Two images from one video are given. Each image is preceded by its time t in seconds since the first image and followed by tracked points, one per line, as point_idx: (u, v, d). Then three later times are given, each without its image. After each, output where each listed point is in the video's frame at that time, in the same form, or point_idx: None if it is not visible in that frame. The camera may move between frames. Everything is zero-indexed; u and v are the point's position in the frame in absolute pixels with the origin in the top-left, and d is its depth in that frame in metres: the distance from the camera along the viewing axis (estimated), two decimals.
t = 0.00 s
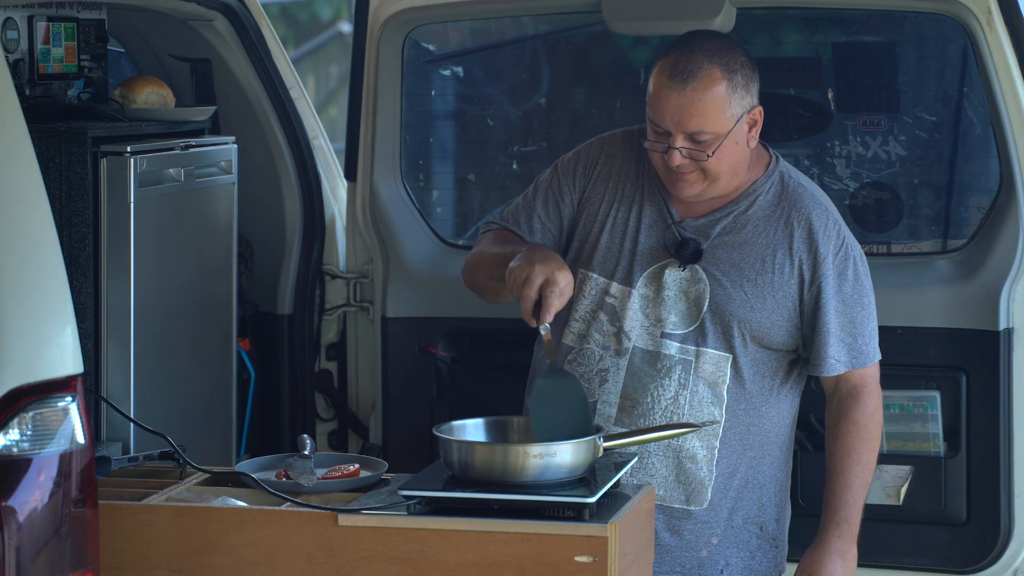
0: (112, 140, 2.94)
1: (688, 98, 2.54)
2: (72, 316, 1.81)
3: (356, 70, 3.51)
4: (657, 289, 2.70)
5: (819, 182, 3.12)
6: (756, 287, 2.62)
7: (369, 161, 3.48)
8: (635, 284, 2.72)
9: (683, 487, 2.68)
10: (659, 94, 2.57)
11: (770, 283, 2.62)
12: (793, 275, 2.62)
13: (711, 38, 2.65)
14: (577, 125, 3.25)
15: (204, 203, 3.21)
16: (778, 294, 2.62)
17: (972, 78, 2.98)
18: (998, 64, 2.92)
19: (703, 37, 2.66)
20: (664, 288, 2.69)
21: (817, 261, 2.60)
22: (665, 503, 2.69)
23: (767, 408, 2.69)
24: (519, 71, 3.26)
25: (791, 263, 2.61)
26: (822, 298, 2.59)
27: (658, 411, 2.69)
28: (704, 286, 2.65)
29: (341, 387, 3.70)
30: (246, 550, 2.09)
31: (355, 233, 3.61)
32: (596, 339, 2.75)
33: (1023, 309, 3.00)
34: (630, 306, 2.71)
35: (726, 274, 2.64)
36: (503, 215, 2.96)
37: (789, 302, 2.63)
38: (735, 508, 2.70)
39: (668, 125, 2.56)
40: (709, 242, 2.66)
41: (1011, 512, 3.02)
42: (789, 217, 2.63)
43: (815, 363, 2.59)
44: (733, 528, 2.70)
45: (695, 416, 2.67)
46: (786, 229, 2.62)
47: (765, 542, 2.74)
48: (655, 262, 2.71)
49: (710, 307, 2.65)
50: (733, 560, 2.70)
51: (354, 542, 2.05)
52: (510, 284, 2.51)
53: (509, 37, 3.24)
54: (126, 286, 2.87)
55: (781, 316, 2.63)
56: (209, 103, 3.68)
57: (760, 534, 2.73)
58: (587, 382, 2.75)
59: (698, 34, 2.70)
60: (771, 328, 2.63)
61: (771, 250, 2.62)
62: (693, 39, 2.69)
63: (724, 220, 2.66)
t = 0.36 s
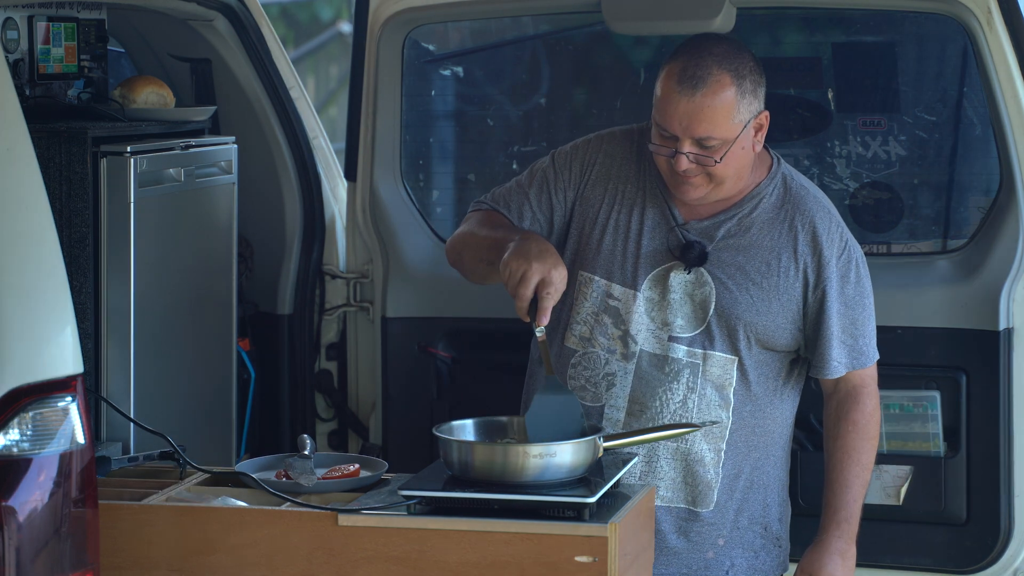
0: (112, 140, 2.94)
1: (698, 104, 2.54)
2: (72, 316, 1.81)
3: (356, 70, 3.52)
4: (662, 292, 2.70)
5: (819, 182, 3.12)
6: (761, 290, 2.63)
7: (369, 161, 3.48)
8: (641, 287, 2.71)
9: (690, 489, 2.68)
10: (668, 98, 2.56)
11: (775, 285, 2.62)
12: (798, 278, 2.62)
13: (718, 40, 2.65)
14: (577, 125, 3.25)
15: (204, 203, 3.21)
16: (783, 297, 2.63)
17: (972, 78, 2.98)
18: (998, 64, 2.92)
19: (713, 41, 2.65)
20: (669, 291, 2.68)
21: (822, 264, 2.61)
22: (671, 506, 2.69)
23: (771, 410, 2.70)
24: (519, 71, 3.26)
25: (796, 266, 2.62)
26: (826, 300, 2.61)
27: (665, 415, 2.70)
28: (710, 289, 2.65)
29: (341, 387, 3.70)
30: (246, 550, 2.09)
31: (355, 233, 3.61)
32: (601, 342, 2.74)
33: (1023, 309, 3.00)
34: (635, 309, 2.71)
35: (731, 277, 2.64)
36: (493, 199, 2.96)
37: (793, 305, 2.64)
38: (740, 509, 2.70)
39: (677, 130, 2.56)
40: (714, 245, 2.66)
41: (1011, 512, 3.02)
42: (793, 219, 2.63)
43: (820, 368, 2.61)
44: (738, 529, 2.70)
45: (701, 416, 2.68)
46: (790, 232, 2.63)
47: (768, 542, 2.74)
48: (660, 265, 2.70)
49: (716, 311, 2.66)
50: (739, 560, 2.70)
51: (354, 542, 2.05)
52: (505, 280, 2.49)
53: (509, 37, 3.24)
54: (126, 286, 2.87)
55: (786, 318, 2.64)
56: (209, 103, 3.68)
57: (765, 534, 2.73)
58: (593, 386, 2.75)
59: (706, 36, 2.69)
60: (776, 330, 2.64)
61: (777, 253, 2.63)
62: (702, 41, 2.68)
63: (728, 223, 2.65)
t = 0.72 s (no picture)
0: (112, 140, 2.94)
1: (697, 104, 2.56)
2: (72, 316, 1.81)
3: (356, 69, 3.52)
4: (660, 293, 2.72)
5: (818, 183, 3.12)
6: (759, 289, 2.66)
7: (369, 161, 3.48)
8: (639, 289, 2.73)
9: (693, 489, 2.69)
10: (667, 98, 2.58)
11: (772, 284, 2.66)
12: (795, 276, 2.67)
13: (714, 41, 2.68)
14: (577, 125, 3.25)
15: (204, 203, 3.21)
16: (781, 296, 2.66)
17: (972, 78, 2.98)
18: (998, 64, 2.92)
19: (710, 42, 2.68)
20: (668, 293, 2.71)
21: (818, 261, 2.66)
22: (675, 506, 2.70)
23: (770, 409, 2.74)
24: (519, 71, 3.26)
25: (793, 264, 2.66)
26: (823, 297, 2.65)
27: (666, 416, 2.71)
28: (707, 290, 2.68)
29: (341, 387, 3.70)
30: (246, 550, 2.09)
31: (355, 233, 3.61)
32: (601, 344, 2.76)
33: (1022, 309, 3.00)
34: (634, 310, 2.73)
35: (729, 278, 2.68)
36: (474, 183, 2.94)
37: (790, 303, 2.68)
38: (740, 508, 2.73)
39: (675, 130, 2.58)
40: (711, 246, 2.69)
41: (1011, 512, 3.03)
42: (789, 217, 2.68)
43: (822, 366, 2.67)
44: (739, 528, 2.73)
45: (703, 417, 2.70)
46: (786, 229, 2.67)
47: (767, 540, 2.78)
48: (658, 266, 2.73)
49: (715, 311, 2.68)
50: (740, 559, 2.73)
51: (354, 542, 2.05)
52: (443, 246, 2.50)
53: (509, 37, 3.24)
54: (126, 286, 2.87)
55: (784, 317, 2.68)
56: (209, 103, 3.68)
57: (765, 533, 2.76)
58: (594, 388, 2.77)
59: (700, 38, 2.72)
60: (773, 329, 2.67)
61: (774, 252, 2.67)
62: (697, 42, 2.70)
63: (724, 223, 2.69)
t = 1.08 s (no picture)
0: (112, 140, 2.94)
1: (654, 107, 2.59)
2: (72, 316, 1.81)
3: (356, 69, 3.52)
4: (634, 295, 2.75)
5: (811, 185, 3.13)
6: (729, 283, 2.72)
7: (368, 161, 3.48)
8: (610, 290, 2.75)
9: (679, 488, 2.73)
10: (626, 101, 2.61)
11: (742, 277, 2.72)
12: (762, 267, 2.73)
13: (669, 42, 2.71)
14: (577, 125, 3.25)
15: (204, 203, 3.21)
16: (750, 288, 2.73)
17: (972, 78, 2.98)
18: (998, 64, 2.92)
19: (663, 44, 2.71)
20: (641, 294, 2.74)
21: (783, 250, 2.73)
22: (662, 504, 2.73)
23: (745, 400, 2.80)
24: (519, 71, 3.26)
25: (759, 256, 2.73)
26: (791, 286, 2.72)
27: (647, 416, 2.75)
28: (680, 288, 2.73)
29: (341, 387, 3.69)
30: (246, 550, 2.09)
31: (354, 233, 3.61)
32: (579, 347, 2.77)
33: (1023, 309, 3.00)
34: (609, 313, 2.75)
35: (700, 274, 2.72)
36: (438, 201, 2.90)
37: (758, 295, 2.74)
38: (723, 502, 2.77)
39: (635, 132, 2.60)
40: (679, 244, 2.73)
41: (1011, 512, 3.02)
42: (752, 208, 2.75)
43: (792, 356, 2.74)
44: (723, 521, 2.77)
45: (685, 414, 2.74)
46: (750, 221, 2.74)
47: (748, 530, 2.83)
48: (629, 267, 2.75)
49: (690, 309, 2.73)
50: (726, 552, 2.77)
51: (354, 542, 2.05)
52: (431, 259, 2.34)
53: (509, 37, 3.24)
54: (126, 286, 2.87)
55: (753, 309, 2.74)
56: (209, 103, 3.68)
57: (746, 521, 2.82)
58: (575, 392, 2.78)
59: (654, 40, 2.75)
60: (745, 322, 2.73)
61: (741, 245, 2.73)
62: (650, 44, 2.73)
63: (689, 221, 2.74)
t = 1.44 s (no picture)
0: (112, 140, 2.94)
1: (580, 107, 2.45)
2: (73, 317, 1.81)
3: (357, 69, 3.52)
4: (569, 292, 2.63)
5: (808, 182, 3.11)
6: (659, 271, 2.63)
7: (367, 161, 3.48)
8: (544, 289, 2.62)
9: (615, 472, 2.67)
10: (549, 102, 2.46)
11: (669, 262, 2.64)
12: (685, 251, 2.66)
13: (585, 37, 2.55)
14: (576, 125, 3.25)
15: (204, 203, 3.21)
16: (678, 273, 2.65)
17: (972, 78, 2.98)
18: (998, 64, 2.93)
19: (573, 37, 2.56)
20: (576, 291, 2.62)
21: (704, 233, 2.66)
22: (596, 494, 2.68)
23: (677, 386, 2.73)
24: (520, 72, 3.27)
25: (682, 239, 2.66)
26: (713, 267, 2.66)
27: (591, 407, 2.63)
28: (613, 281, 2.62)
29: (341, 387, 3.67)
30: (246, 550, 2.09)
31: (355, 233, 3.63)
32: (523, 347, 2.64)
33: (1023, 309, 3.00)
34: (547, 312, 2.62)
35: (630, 265, 2.63)
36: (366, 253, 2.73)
37: (685, 280, 2.67)
38: (662, 487, 2.75)
39: (562, 132, 2.46)
40: (606, 237, 2.62)
41: (1011, 512, 3.02)
42: (670, 191, 2.66)
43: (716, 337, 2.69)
44: (662, 505, 2.76)
45: (633, 413, 2.65)
46: (671, 205, 2.65)
47: (686, 510, 2.82)
48: (559, 264, 2.62)
49: (625, 299, 2.63)
50: (667, 536, 2.76)
51: (354, 542, 2.05)
52: (398, 263, 2.20)
53: (509, 37, 3.24)
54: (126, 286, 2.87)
55: (681, 293, 2.67)
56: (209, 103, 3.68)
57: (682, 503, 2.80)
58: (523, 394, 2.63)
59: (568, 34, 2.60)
60: (675, 308, 2.66)
61: (664, 230, 2.64)
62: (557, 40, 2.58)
63: (613, 212, 2.63)
